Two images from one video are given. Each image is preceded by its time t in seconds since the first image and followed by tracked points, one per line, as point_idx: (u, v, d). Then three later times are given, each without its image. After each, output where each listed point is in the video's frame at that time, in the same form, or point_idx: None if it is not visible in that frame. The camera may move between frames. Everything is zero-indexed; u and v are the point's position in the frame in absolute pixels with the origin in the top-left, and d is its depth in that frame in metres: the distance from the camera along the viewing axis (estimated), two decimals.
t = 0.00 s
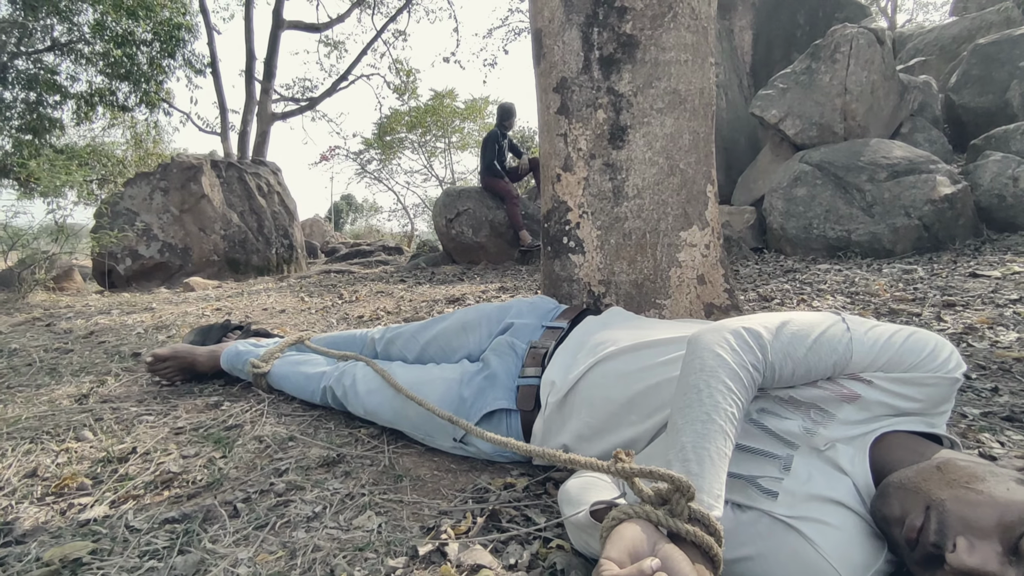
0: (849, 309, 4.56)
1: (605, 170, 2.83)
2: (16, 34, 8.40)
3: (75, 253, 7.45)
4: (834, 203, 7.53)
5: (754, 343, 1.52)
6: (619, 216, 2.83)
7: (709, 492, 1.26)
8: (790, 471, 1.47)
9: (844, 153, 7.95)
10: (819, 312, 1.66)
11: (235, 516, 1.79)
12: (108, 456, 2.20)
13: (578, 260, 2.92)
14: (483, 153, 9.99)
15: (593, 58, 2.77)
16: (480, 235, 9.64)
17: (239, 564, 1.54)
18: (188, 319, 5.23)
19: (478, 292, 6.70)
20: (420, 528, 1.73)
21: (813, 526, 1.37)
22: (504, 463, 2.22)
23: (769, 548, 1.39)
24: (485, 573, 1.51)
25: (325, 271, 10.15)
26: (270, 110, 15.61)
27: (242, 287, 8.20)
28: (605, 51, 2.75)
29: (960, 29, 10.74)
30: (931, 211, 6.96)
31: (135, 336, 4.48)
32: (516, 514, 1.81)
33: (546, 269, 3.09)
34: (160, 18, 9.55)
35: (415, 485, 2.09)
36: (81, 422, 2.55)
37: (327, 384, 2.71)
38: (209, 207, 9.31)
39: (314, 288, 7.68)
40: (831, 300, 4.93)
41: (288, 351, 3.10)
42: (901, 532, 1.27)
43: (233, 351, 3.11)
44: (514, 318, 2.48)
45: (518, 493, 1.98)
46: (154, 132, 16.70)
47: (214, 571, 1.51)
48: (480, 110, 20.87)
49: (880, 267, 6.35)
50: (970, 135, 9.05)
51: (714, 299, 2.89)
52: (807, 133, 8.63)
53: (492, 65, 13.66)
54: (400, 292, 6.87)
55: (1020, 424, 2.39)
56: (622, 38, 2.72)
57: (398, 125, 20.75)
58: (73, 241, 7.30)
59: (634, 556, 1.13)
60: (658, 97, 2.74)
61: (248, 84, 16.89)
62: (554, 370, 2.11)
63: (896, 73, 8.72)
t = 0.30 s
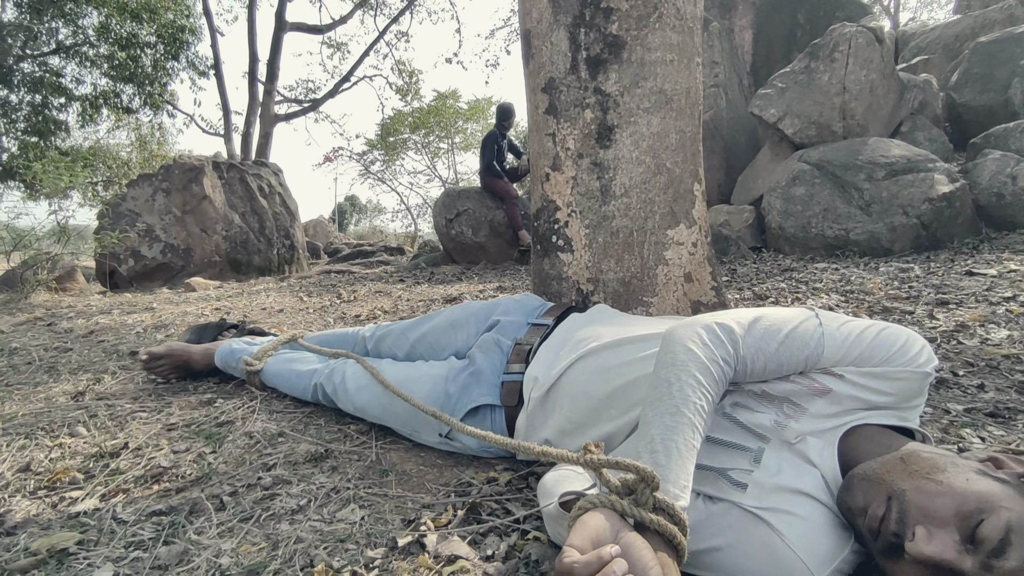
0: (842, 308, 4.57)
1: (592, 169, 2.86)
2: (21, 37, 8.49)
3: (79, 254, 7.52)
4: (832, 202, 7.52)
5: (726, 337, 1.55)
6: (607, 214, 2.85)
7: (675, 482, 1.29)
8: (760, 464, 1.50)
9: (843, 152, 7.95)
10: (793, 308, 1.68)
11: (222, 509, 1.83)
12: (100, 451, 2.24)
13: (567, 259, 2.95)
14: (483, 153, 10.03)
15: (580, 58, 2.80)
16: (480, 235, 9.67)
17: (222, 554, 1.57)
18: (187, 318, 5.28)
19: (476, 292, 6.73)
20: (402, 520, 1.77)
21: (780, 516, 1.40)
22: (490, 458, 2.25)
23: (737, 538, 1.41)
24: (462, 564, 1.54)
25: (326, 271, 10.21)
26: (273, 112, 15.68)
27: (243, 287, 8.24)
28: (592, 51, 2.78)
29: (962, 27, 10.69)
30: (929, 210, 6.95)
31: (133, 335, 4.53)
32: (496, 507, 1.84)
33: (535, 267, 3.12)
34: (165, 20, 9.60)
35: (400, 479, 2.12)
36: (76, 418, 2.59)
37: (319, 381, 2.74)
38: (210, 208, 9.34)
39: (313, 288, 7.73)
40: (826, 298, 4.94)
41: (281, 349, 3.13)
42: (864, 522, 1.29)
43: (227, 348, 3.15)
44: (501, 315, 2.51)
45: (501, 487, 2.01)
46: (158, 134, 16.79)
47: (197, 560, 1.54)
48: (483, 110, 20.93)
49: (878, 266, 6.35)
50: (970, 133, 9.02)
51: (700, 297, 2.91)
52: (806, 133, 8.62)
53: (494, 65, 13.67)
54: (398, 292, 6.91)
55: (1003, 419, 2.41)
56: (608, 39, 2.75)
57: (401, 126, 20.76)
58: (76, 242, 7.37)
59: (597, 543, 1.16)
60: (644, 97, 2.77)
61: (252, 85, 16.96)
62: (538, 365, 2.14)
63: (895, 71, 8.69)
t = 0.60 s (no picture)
0: (835, 306, 4.59)
1: (579, 168, 2.89)
2: (28, 41, 8.60)
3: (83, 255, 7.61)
4: (830, 200, 7.52)
5: (696, 331, 1.59)
6: (593, 213, 2.89)
7: (639, 470, 1.33)
8: (728, 455, 1.53)
9: (841, 150, 7.95)
10: (765, 303, 1.71)
11: (208, 500, 1.88)
12: (93, 445, 2.29)
13: (554, 257, 2.98)
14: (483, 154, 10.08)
15: (566, 59, 2.84)
16: (479, 235, 9.70)
17: (204, 542, 1.61)
18: (187, 317, 5.34)
19: (474, 291, 6.77)
20: (382, 511, 1.81)
21: (745, 506, 1.43)
22: (473, 452, 2.29)
23: (703, 527, 1.45)
24: (438, 552, 1.57)
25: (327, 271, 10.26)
26: (276, 113, 15.76)
27: (244, 287, 8.31)
28: (578, 52, 2.82)
29: (965, 26, 10.65)
30: (927, 208, 6.95)
31: (133, 334, 4.60)
32: (475, 499, 1.88)
33: (524, 265, 3.15)
34: (169, 23, 9.68)
35: (385, 472, 2.16)
36: (71, 414, 2.65)
37: (310, 378, 2.78)
38: (213, 209, 9.41)
39: (314, 288, 7.79)
40: (820, 297, 4.95)
41: (274, 346, 3.18)
42: (824, 510, 1.32)
43: (222, 346, 3.21)
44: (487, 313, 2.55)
45: (482, 479, 2.04)
46: (163, 135, 16.93)
47: (180, 548, 1.58)
48: (487, 111, 20.98)
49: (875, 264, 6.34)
50: (971, 132, 9.00)
51: (686, 294, 2.94)
52: (805, 132, 8.62)
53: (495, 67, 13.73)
54: (397, 291, 6.96)
55: (984, 415, 2.43)
56: (593, 40, 2.79)
57: (405, 127, 20.83)
58: (80, 242, 7.46)
59: (558, 529, 1.19)
60: (630, 96, 2.81)
61: (255, 87, 17.07)
62: (520, 360, 2.18)
63: (894, 70, 8.68)
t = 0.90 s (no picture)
0: (829, 303, 4.60)
1: (569, 165, 2.93)
2: (33, 43, 8.67)
3: (85, 255, 7.67)
4: (829, 199, 7.52)
5: (672, 322, 1.62)
6: (583, 209, 2.92)
7: (612, 456, 1.36)
8: (703, 442, 1.56)
9: (839, 148, 7.94)
10: (742, 295, 1.74)
11: (198, 489, 1.92)
12: (89, 437, 2.34)
13: (545, 253, 3.02)
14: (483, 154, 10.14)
15: (556, 57, 2.87)
16: (479, 234, 9.74)
17: (192, 528, 1.64)
18: (187, 315, 5.38)
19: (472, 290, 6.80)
20: (368, 499, 1.84)
21: (718, 492, 1.46)
22: (461, 444, 2.32)
23: (679, 513, 1.48)
24: (419, 538, 1.61)
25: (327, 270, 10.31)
26: (279, 114, 15.84)
27: (244, 287, 8.35)
28: (567, 50, 2.85)
29: (969, 25, 10.61)
30: (925, 206, 6.95)
31: (133, 331, 4.64)
32: (460, 487, 1.91)
33: (516, 262, 3.19)
34: (172, 24, 9.78)
35: (373, 463, 2.20)
36: (69, 407, 2.70)
37: (303, 372, 2.82)
38: (214, 209, 9.45)
39: (314, 287, 7.84)
40: (815, 294, 4.96)
41: (269, 342, 3.22)
42: (793, 494, 1.35)
43: (217, 341, 3.25)
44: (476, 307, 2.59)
45: (468, 470, 2.07)
46: (167, 136, 17.02)
47: (169, 533, 1.62)
48: (490, 112, 21.00)
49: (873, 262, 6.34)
50: (971, 131, 8.99)
51: (675, 290, 2.98)
52: (803, 131, 8.61)
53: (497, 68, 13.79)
54: (396, 290, 6.99)
55: (968, 407, 2.45)
56: (582, 38, 2.82)
57: (408, 128, 20.85)
58: (83, 242, 7.52)
59: (529, 511, 1.22)
60: (618, 94, 2.84)
61: (258, 88, 17.14)
62: (506, 353, 2.21)
63: (894, 68, 8.67)
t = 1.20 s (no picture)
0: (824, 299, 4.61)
1: (559, 160, 2.96)
2: (38, 45, 8.75)
3: (88, 253, 7.75)
4: (827, 196, 7.51)
5: (649, 309, 1.65)
6: (573, 203, 2.95)
7: (585, 437, 1.39)
8: (679, 425, 1.59)
9: (838, 145, 7.94)
10: (720, 282, 1.77)
11: (188, 474, 1.96)
12: (84, 425, 2.38)
13: (536, 247, 3.05)
14: (484, 153, 10.11)
15: (545, 53, 2.91)
16: (479, 233, 9.77)
17: (180, 509, 1.68)
18: (187, 312, 5.42)
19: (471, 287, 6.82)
20: (354, 484, 1.88)
21: (691, 472, 1.49)
22: (449, 433, 2.35)
23: (653, 494, 1.51)
24: (401, 520, 1.64)
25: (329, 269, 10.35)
26: (282, 115, 15.91)
27: (245, 285, 8.39)
28: (556, 46, 2.89)
29: (971, 24, 10.60)
30: (923, 204, 6.95)
31: (133, 326, 4.69)
32: (444, 473, 1.94)
33: (508, 256, 3.22)
34: (177, 26, 9.82)
35: (362, 451, 2.23)
36: (66, 397, 2.75)
37: (297, 364, 2.85)
38: (217, 208, 9.51)
39: (314, 285, 7.86)
40: (811, 291, 4.98)
41: (265, 335, 3.26)
42: (762, 474, 1.38)
43: (213, 335, 3.29)
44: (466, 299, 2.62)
45: (454, 457, 2.10)
46: (171, 137, 17.12)
47: (156, 514, 1.66)
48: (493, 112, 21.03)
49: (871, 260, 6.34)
50: (972, 129, 8.97)
51: (664, 283, 3.00)
52: (802, 129, 8.60)
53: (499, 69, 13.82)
54: (396, 288, 7.02)
55: (951, 398, 2.47)
56: (570, 34, 2.86)
57: (411, 128, 20.88)
58: (85, 241, 7.58)
59: (501, 486, 1.26)
60: (607, 89, 2.87)
61: (262, 89, 17.22)
62: (493, 343, 2.24)
63: (893, 67, 8.67)
